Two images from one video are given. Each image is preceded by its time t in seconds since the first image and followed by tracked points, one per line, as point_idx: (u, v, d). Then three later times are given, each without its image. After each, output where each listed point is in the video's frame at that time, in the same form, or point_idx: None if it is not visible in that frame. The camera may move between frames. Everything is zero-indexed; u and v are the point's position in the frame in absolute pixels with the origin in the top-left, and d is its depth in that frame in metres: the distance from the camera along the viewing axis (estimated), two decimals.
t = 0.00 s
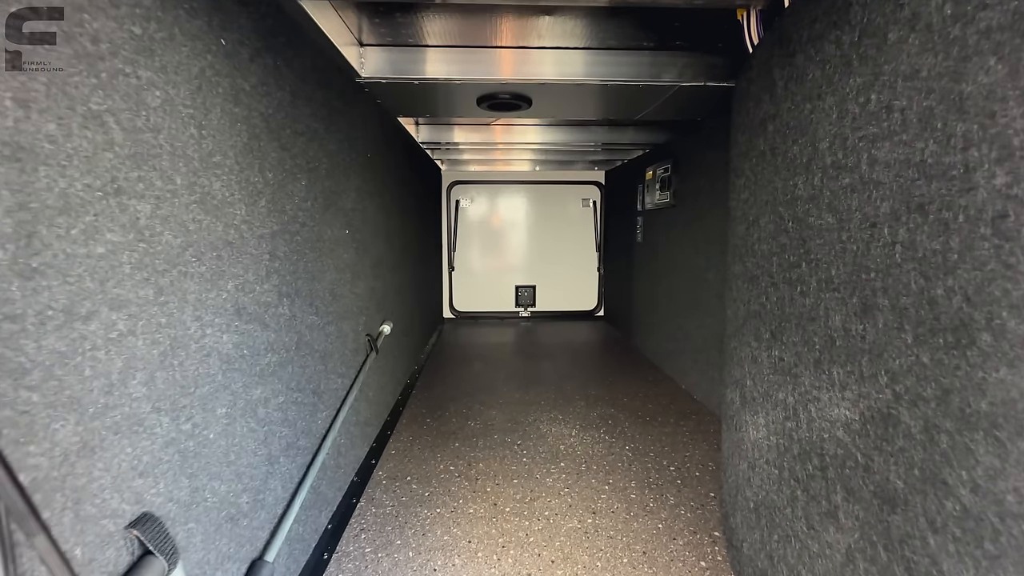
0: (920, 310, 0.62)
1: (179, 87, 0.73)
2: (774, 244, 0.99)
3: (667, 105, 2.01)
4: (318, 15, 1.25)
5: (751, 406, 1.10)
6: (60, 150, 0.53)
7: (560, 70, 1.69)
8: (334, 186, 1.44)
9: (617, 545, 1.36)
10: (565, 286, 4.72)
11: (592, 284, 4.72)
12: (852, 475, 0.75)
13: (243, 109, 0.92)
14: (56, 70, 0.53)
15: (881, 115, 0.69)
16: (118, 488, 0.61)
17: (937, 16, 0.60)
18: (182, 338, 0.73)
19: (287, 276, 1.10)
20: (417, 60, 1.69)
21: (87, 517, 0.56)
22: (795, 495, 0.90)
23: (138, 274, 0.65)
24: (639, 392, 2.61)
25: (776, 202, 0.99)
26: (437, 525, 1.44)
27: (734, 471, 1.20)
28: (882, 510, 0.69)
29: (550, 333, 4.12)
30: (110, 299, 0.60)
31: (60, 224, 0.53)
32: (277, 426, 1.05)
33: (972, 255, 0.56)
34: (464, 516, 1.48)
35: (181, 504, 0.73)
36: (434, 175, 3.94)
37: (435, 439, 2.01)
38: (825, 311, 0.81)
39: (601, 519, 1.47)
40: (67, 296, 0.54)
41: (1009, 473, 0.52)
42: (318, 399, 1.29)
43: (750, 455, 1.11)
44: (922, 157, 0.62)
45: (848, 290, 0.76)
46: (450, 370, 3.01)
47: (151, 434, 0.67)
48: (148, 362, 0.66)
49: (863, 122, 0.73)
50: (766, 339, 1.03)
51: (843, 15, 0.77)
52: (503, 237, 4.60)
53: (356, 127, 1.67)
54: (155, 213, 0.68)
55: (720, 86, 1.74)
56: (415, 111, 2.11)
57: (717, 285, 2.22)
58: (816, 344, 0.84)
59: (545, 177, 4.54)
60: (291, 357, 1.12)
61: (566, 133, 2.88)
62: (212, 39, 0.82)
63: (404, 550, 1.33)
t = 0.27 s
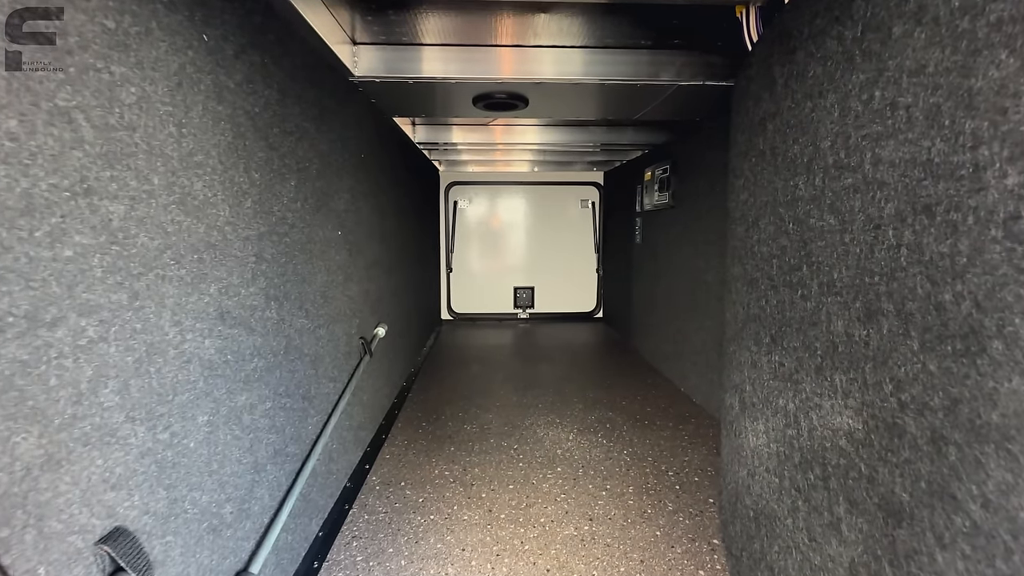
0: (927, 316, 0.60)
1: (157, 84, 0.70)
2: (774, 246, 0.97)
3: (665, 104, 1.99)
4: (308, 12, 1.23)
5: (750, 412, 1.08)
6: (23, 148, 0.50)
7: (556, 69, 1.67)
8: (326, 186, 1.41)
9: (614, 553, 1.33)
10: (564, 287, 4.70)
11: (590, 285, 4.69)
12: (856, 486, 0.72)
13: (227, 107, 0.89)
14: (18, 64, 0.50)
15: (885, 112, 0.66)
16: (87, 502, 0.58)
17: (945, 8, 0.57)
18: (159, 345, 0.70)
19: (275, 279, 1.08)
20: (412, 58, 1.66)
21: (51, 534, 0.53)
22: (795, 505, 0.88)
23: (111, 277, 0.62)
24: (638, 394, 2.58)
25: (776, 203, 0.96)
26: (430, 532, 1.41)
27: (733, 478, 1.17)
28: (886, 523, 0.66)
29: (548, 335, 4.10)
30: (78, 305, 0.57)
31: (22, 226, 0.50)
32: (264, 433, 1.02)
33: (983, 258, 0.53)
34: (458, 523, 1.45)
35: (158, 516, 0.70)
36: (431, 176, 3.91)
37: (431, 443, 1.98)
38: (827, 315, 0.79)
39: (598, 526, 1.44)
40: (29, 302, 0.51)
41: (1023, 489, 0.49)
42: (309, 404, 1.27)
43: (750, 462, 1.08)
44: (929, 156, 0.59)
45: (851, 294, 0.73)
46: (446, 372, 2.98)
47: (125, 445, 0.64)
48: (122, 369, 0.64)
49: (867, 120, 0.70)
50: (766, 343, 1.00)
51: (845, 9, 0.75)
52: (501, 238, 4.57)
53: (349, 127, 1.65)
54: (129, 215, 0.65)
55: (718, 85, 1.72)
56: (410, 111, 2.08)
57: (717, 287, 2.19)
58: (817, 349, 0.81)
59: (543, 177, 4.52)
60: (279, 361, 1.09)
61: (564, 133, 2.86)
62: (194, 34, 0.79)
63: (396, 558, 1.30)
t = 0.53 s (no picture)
0: (934, 322, 0.57)
1: (138, 81, 0.68)
2: (775, 248, 0.94)
3: (664, 104, 1.97)
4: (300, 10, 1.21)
5: (751, 418, 1.05)
6: None
7: (554, 68, 1.65)
8: (319, 187, 1.39)
9: (612, 561, 1.30)
10: (563, 289, 4.67)
11: (590, 286, 4.67)
12: (860, 497, 0.70)
13: (213, 106, 0.87)
14: None
15: (890, 111, 0.64)
16: (60, 516, 0.56)
17: (953, 1, 0.55)
18: (139, 351, 0.68)
19: (265, 282, 1.05)
20: (408, 58, 1.64)
21: (19, 552, 0.51)
22: (797, 515, 0.85)
23: (87, 282, 0.60)
24: (637, 397, 2.56)
25: (777, 205, 0.94)
26: (425, 539, 1.38)
27: (733, 485, 1.15)
28: (892, 537, 0.64)
29: (547, 337, 4.07)
30: (50, 311, 0.55)
31: None
32: (253, 439, 1.00)
33: (994, 262, 0.51)
34: (454, 530, 1.43)
35: (137, 529, 0.68)
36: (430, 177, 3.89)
37: (427, 448, 1.95)
38: (830, 320, 0.76)
39: (596, 533, 1.42)
40: None
41: None
42: (301, 409, 1.24)
43: (750, 469, 1.05)
44: (936, 155, 0.57)
45: (855, 298, 0.70)
46: (444, 375, 2.96)
47: (101, 455, 0.61)
48: (99, 377, 0.61)
49: (871, 119, 0.68)
50: (767, 348, 0.98)
51: (848, 5, 0.73)
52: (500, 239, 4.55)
53: (343, 126, 1.62)
54: (107, 216, 0.63)
55: (717, 84, 1.69)
56: (407, 111, 2.06)
57: (716, 289, 2.17)
58: (819, 355, 0.79)
59: (542, 178, 4.50)
60: (269, 366, 1.07)
61: (562, 134, 2.84)
62: (177, 30, 0.77)
63: (389, 566, 1.28)
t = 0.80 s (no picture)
0: (933, 330, 0.56)
1: (123, 83, 0.67)
2: (772, 251, 0.93)
3: (662, 106, 1.96)
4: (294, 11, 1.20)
5: (748, 423, 1.04)
6: None
7: (551, 70, 1.64)
8: (314, 189, 1.38)
9: (608, 567, 1.29)
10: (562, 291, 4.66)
11: (589, 288, 4.66)
12: (858, 506, 0.68)
13: (203, 108, 0.86)
14: None
15: (888, 113, 0.63)
16: (39, 528, 0.55)
17: (951, 2, 0.54)
18: (124, 357, 0.67)
19: (257, 286, 1.04)
20: (404, 59, 1.63)
21: None
22: (794, 523, 0.84)
23: (69, 287, 0.58)
24: (636, 400, 2.54)
25: (774, 208, 0.93)
26: (420, 545, 1.37)
27: (731, 491, 1.14)
28: (890, 548, 0.63)
29: (546, 338, 4.06)
30: (29, 318, 0.54)
31: None
32: (243, 445, 0.98)
33: (994, 268, 0.50)
34: (449, 535, 1.41)
35: (122, 538, 0.66)
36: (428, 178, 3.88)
37: (424, 451, 1.94)
38: (827, 325, 0.75)
39: (592, 538, 1.40)
40: None
41: None
42: (294, 414, 1.23)
43: (747, 475, 1.04)
44: (934, 159, 0.56)
45: (852, 304, 0.69)
46: (442, 377, 2.95)
47: (84, 465, 0.60)
48: (80, 385, 0.60)
49: (868, 121, 0.67)
50: (764, 353, 0.97)
51: (845, 6, 0.72)
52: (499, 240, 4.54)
53: (338, 128, 1.61)
54: (90, 220, 0.62)
55: (715, 86, 1.68)
56: (403, 112, 2.05)
57: (715, 292, 2.16)
58: (817, 361, 0.78)
59: (541, 180, 4.49)
60: (261, 370, 1.06)
61: (561, 135, 2.83)
62: (165, 31, 0.76)
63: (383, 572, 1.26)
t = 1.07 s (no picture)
0: (929, 331, 0.55)
1: (110, 82, 0.66)
2: (768, 252, 0.93)
3: (660, 107, 1.95)
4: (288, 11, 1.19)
5: (744, 426, 1.03)
6: None
7: (548, 70, 1.63)
8: (308, 190, 1.37)
9: (604, 571, 1.28)
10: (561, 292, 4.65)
11: (588, 289, 4.65)
12: (854, 511, 0.67)
13: (193, 107, 0.85)
14: None
15: (883, 112, 0.62)
16: (19, 533, 0.54)
17: None
18: (110, 359, 0.66)
19: (249, 287, 1.04)
20: (400, 59, 1.63)
21: None
22: (790, 527, 0.83)
23: (52, 288, 0.58)
24: (634, 402, 2.53)
25: (770, 208, 0.92)
26: (415, 548, 1.36)
27: (727, 495, 1.13)
28: (887, 554, 0.62)
29: (544, 340, 4.05)
30: (10, 319, 0.53)
31: None
32: (235, 448, 0.97)
33: (991, 269, 0.49)
34: (444, 538, 1.40)
35: (107, 543, 0.66)
36: (427, 179, 3.88)
37: (420, 453, 1.94)
38: (823, 327, 0.74)
39: (589, 542, 1.39)
40: None
41: None
42: (288, 416, 1.22)
43: (744, 478, 1.03)
44: (930, 158, 0.55)
45: (848, 305, 0.68)
46: (440, 379, 2.94)
47: (67, 468, 0.59)
48: (64, 387, 0.59)
49: (863, 120, 0.66)
50: (761, 354, 0.96)
51: (840, 4, 0.71)
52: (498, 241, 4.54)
53: (334, 129, 1.61)
54: (75, 221, 0.61)
55: (712, 87, 1.68)
56: (401, 113, 2.04)
57: (713, 293, 2.15)
58: (812, 363, 0.77)
59: (540, 181, 4.48)
60: (253, 372, 1.05)
61: (559, 136, 2.82)
62: (154, 30, 0.75)
63: None
